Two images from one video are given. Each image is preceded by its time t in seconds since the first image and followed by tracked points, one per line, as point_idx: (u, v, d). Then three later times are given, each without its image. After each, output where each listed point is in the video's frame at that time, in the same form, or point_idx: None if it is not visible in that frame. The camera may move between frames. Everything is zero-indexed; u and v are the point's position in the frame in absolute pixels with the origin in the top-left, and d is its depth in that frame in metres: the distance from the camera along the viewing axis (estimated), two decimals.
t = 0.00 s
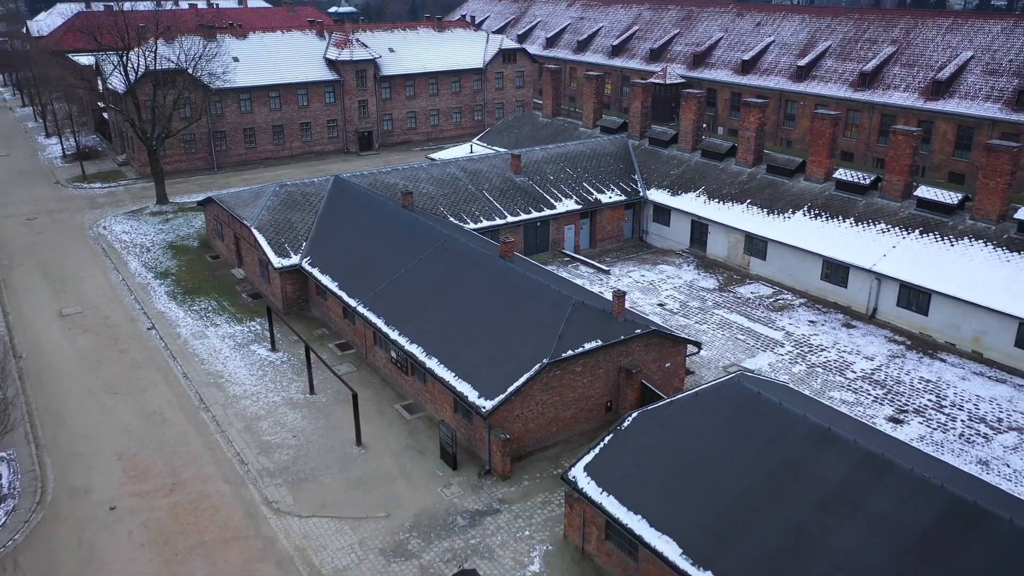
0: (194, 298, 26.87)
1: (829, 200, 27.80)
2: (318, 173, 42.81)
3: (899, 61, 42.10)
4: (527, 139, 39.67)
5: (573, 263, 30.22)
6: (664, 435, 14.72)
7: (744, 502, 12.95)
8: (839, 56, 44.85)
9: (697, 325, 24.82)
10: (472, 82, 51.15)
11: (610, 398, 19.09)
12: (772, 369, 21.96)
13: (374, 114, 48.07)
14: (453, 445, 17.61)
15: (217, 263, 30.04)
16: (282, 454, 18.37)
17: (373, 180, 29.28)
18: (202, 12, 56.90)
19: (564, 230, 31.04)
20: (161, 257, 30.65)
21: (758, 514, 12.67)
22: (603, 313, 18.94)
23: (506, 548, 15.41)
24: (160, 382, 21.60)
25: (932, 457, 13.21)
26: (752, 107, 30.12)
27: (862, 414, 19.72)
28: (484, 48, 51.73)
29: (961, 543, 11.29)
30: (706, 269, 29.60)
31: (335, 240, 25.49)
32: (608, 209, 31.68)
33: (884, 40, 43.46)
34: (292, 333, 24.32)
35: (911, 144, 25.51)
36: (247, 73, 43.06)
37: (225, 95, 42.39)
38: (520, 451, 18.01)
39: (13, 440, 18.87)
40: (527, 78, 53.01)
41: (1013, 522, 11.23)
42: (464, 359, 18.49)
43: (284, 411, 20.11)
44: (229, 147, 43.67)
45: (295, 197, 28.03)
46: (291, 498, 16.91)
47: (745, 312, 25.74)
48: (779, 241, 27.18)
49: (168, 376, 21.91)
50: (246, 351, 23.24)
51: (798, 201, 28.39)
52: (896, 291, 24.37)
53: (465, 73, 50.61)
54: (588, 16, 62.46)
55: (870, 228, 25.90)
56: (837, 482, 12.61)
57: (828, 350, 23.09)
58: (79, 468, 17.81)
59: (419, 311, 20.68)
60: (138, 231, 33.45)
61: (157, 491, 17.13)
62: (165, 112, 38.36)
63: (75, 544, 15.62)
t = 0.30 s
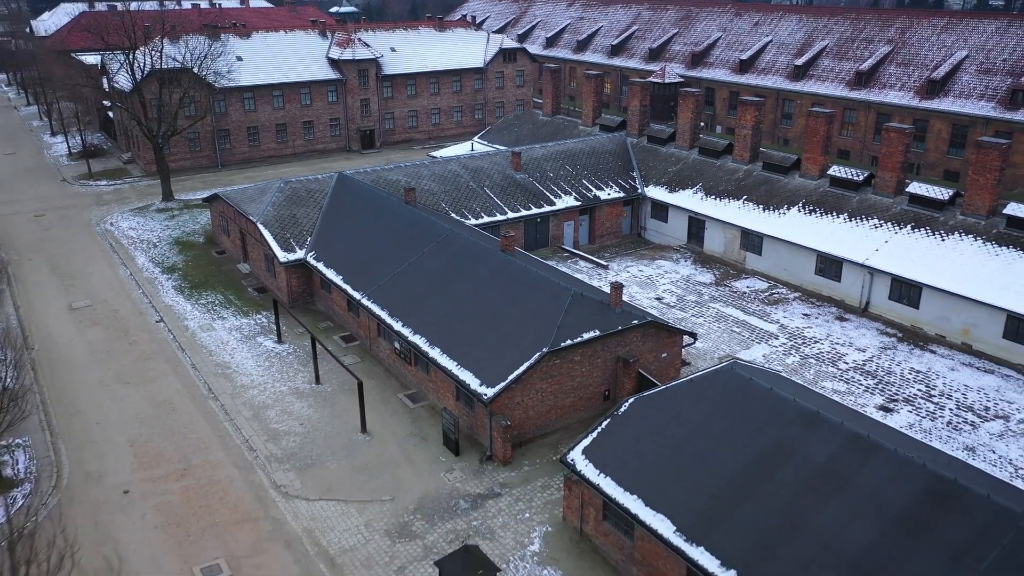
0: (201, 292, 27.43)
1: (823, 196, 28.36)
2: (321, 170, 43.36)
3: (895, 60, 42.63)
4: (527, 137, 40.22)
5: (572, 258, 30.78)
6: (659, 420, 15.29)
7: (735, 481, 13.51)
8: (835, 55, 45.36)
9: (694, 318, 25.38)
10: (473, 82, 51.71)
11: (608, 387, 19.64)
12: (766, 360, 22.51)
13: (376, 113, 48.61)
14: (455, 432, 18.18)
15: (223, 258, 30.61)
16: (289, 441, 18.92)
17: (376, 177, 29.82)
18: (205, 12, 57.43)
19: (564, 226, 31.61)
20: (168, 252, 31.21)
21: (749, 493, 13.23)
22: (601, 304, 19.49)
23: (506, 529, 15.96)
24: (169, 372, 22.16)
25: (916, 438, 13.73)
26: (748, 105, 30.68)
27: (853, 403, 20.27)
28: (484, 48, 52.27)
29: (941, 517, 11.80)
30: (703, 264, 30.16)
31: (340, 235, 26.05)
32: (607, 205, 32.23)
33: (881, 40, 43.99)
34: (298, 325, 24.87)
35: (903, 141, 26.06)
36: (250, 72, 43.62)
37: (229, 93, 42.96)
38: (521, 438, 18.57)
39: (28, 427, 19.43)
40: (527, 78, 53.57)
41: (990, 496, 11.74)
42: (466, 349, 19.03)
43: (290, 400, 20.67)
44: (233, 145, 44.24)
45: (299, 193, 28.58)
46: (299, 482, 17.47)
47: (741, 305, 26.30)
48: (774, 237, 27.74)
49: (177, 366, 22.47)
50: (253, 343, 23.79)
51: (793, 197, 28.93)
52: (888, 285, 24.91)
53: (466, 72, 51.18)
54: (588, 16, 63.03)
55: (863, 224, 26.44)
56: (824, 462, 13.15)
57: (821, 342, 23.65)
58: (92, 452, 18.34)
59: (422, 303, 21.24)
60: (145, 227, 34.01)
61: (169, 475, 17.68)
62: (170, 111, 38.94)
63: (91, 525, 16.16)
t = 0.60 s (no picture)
0: (207, 287, 27.92)
1: (819, 193, 28.85)
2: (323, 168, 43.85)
3: (891, 60, 43.09)
4: (527, 135, 40.70)
5: (572, 254, 31.25)
6: (656, 407, 15.77)
7: (728, 464, 14.00)
8: (832, 55, 45.83)
9: (691, 312, 25.86)
10: (473, 81, 52.22)
11: (606, 377, 20.13)
12: (761, 353, 22.99)
13: (378, 111, 49.09)
14: (457, 421, 18.66)
15: (227, 254, 31.09)
16: (295, 430, 19.40)
17: (379, 174, 30.29)
18: (208, 12, 57.93)
19: (563, 223, 32.09)
20: (174, 248, 31.68)
21: (741, 476, 13.71)
22: (599, 297, 19.97)
23: (507, 514, 16.44)
24: (177, 364, 22.65)
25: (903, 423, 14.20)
26: (745, 103, 31.15)
27: (846, 393, 20.75)
28: (485, 47, 52.75)
29: (925, 497, 12.26)
30: (700, 260, 30.65)
31: (343, 231, 26.54)
32: (606, 202, 32.71)
33: (877, 40, 44.46)
34: (302, 319, 25.36)
35: (896, 138, 26.56)
36: (254, 71, 44.12)
37: (233, 92, 43.46)
38: (521, 427, 19.05)
39: (41, 417, 19.92)
40: (527, 77, 54.07)
41: (972, 478, 12.22)
42: (468, 341, 19.52)
43: (296, 391, 21.16)
44: (236, 144, 44.73)
45: (303, 190, 29.05)
46: (305, 469, 17.96)
47: (737, 300, 26.78)
48: (771, 233, 28.21)
49: (184, 359, 22.95)
50: (259, 336, 24.29)
51: (789, 194, 29.41)
52: (881, 279, 25.41)
53: (466, 72, 51.67)
54: (588, 16, 63.52)
55: (857, 220, 26.92)
56: (813, 446, 13.63)
57: (815, 336, 24.14)
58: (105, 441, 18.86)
59: (425, 296, 21.73)
60: (150, 224, 34.48)
61: (179, 462, 18.17)
62: (174, 109, 39.44)
63: (105, 510, 16.68)
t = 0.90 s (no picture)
0: (213, 281, 28.48)
1: (813, 189, 29.40)
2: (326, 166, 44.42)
3: (887, 58, 43.62)
4: (527, 133, 41.24)
5: (571, 250, 31.82)
6: (651, 393, 16.33)
7: (720, 447, 14.57)
8: (829, 53, 46.35)
9: (687, 306, 26.42)
10: (474, 80, 52.80)
11: (604, 367, 20.69)
12: (756, 345, 23.56)
13: (380, 110, 49.64)
14: (459, 408, 19.24)
15: (233, 250, 31.65)
16: (302, 418, 19.97)
17: (382, 171, 30.84)
18: (211, 11, 58.48)
19: (563, 219, 32.65)
20: (180, 244, 32.25)
21: (733, 458, 14.27)
22: (597, 289, 20.54)
23: (508, 497, 17.00)
24: (186, 355, 23.22)
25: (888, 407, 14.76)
26: (742, 102, 31.73)
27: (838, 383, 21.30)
28: (486, 46, 53.31)
29: (908, 475, 12.81)
30: (697, 255, 31.22)
31: (347, 227, 27.09)
32: (605, 199, 33.28)
33: (873, 39, 44.98)
34: (307, 313, 25.95)
35: (889, 135, 27.14)
36: (257, 70, 44.66)
37: (237, 91, 44.01)
38: (521, 415, 19.62)
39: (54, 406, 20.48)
40: (527, 76, 54.63)
41: (952, 457, 12.76)
42: (470, 332, 20.08)
43: (302, 381, 21.73)
44: (240, 142, 45.30)
45: (308, 186, 29.59)
46: (312, 455, 18.53)
47: (733, 294, 27.34)
48: (766, 228, 28.77)
49: (192, 350, 23.52)
50: (265, 328, 24.85)
51: (784, 190, 29.97)
52: (874, 273, 25.97)
53: (467, 71, 52.24)
54: (587, 15, 64.07)
55: (851, 216, 27.48)
56: (801, 429, 14.19)
57: (809, 328, 24.70)
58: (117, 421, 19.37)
59: (428, 289, 22.29)
60: (156, 221, 35.04)
61: (190, 449, 18.74)
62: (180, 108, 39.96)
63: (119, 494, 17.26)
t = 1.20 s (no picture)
0: (219, 277, 28.98)
1: (809, 186, 29.88)
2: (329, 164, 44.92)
3: (883, 58, 44.10)
4: (527, 132, 41.72)
5: (571, 246, 32.31)
6: (648, 383, 16.80)
7: (714, 433, 15.04)
8: (827, 53, 46.81)
9: (685, 300, 26.91)
10: (474, 79, 53.29)
11: (602, 359, 21.17)
12: (751, 338, 24.04)
13: (381, 109, 50.14)
14: (461, 398, 19.74)
15: (237, 246, 32.14)
16: (307, 408, 20.46)
17: (384, 168, 31.32)
18: (214, 11, 58.96)
19: (562, 216, 33.13)
20: (185, 241, 32.73)
21: (726, 444, 14.74)
22: (596, 282, 21.02)
23: (509, 483, 17.49)
24: (193, 348, 23.70)
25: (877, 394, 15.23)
26: (738, 100, 32.25)
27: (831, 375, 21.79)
28: (486, 45, 53.81)
29: (894, 458, 13.28)
30: (694, 252, 31.71)
31: (351, 223, 27.58)
32: (603, 196, 33.77)
33: (870, 39, 45.45)
34: (311, 307, 26.45)
35: (882, 133, 27.65)
36: (261, 70, 45.15)
37: (240, 91, 44.51)
38: (522, 405, 20.10)
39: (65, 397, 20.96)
40: (527, 75, 55.13)
41: (937, 439, 13.22)
42: (471, 324, 20.57)
43: (306, 372, 22.23)
44: (243, 140, 45.80)
45: (311, 183, 30.07)
46: (317, 443, 19.03)
47: (729, 289, 27.83)
48: (762, 225, 29.25)
49: (199, 343, 24.00)
50: (270, 322, 25.34)
51: (780, 187, 30.46)
52: (867, 269, 26.45)
53: (467, 70, 52.73)
54: (587, 15, 64.56)
55: (845, 212, 27.96)
56: (793, 415, 14.67)
57: (804, 322, 25.18)
58: (128, 396, 19.79)
59: (430, 283, 22.78)
60: (161, 218, 35.54)
61: (198, 437, 19.23)
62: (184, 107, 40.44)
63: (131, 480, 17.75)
